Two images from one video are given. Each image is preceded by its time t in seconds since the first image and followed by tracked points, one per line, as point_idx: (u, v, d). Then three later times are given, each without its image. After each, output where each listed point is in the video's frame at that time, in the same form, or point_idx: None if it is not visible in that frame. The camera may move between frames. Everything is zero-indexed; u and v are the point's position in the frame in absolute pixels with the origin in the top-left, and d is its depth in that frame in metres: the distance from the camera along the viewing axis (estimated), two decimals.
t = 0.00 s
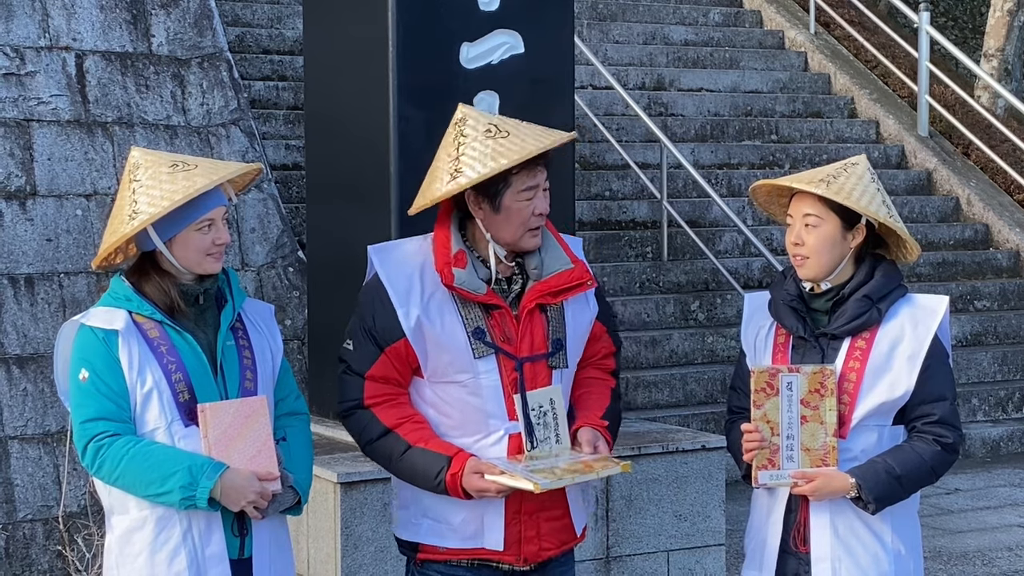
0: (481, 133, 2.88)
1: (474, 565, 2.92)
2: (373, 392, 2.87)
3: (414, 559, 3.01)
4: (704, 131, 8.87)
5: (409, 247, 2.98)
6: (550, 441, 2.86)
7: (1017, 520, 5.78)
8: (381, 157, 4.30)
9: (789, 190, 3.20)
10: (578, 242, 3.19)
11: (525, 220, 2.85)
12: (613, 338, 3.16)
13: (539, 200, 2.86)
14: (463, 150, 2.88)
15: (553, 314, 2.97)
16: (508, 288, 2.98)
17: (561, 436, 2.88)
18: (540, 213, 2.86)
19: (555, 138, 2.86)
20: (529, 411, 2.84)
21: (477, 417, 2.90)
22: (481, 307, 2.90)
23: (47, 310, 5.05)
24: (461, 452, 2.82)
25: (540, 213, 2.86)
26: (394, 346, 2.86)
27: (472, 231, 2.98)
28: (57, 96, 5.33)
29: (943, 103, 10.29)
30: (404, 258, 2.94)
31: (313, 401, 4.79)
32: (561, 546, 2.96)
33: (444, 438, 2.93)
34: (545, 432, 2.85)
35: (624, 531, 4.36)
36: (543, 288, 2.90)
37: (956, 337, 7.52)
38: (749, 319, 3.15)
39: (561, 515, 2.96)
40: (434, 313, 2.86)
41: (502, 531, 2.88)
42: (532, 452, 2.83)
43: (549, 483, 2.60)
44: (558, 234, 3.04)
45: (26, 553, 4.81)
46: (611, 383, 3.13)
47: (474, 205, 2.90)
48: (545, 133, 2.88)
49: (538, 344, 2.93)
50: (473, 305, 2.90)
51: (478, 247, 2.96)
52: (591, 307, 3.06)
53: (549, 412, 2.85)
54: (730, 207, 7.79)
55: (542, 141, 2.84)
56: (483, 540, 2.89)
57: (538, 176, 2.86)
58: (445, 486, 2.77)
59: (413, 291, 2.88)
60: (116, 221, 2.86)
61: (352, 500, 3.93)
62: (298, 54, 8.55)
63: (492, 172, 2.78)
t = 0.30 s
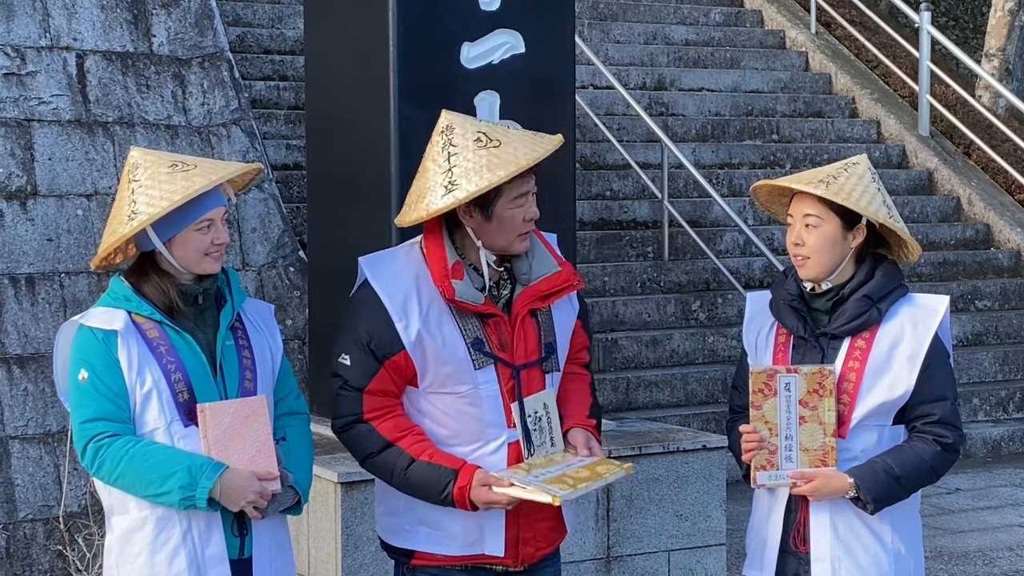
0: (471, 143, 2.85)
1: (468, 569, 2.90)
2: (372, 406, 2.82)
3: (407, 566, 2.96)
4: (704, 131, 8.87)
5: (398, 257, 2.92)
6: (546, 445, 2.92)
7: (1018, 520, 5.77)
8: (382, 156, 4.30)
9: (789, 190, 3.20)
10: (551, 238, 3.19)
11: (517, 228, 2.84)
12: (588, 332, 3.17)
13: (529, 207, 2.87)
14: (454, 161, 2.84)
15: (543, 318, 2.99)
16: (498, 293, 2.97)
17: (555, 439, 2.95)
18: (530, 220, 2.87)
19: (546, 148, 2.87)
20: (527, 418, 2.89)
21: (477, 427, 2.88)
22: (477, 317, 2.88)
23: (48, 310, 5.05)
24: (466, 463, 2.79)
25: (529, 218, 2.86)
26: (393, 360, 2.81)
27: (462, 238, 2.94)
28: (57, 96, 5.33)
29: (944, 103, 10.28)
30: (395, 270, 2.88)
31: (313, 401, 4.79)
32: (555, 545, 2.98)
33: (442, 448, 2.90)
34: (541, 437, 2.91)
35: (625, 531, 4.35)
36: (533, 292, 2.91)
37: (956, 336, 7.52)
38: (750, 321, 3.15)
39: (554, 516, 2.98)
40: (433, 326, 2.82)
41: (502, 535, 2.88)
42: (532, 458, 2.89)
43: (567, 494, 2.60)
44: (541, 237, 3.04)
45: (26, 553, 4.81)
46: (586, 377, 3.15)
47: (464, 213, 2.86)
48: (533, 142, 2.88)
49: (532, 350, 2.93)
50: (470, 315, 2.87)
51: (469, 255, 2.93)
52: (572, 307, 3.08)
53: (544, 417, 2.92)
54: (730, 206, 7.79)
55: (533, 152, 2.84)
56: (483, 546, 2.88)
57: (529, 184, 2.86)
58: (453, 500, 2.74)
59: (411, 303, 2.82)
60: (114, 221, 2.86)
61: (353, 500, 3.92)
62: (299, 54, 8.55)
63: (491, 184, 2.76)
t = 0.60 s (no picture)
0: (483, 139, 2.84)
1: (472, 567, 2.90)
2: (380, 402, 2.81)
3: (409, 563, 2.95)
4: (706, 130, 8.88)
5: (407, 253, 2.91)
6: (551, 443, 2.91)
7: (1020, 519, 5.77)
8: (384, 154, 4.30)
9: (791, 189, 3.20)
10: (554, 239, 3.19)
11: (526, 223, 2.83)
12: (589, 332, 3.16)
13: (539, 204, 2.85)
14: (465, 156, 2.83)
15: (549, 317, 2.99)
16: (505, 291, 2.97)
17: (561, 438, 2.94)
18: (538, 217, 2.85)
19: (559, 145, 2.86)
20: (533, 415, 2.89)
21: (485, 424, 2.87)
22: (486, 314, 2.88)
23: (49, 309, 5.05)
24: (474, 460, 2.79)
25: (538, 216, 2.85)
26: (402, 356, 2.80)
27: (470, 235, 2.92)
28: (59, 95, 5.34)
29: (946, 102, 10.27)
30: (404, 266, 2.87)
31: (315, 399, 4.79)
32: (557, 543, 2.98)
33: (449, 445, 2.89)
34: (547, 434, 2.91)
35: (627, 530, 4.35)
36: (540, 291, 2.92)
37: (958, 336, 7.52)
38: (753, 319, 3.15)
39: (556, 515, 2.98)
40: (443, 322, 2.82)
41: (506, 534, 2.88)
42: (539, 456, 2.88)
43: (579, 495, 2.60)
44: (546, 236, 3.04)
45: (28, 552, 4.80)
46: (587, 377, 3.15)
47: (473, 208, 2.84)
48: (545, 139, 2.87)
49: (539, 348, 2.93)
50: (479, 312, 2.87)
51: (478, 252, 2.92)
52: (578, 307, 3.08)
53: (550, 414, 2.91)
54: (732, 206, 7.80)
55: (545, 149, 2.82)
56: (487, 544, 2.87)
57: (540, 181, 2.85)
58: (463, 497, 2.74)
59: (421, 299, 2.82)
60: (115, 219, 2.86)
61: (354, 498, 3.92)
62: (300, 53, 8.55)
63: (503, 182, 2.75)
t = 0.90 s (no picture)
0: (518, 138, 2.86)
1: (489, 563, 2.91)
2: (396, 391, 2.84)
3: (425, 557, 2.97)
4: (707, 129, 8.88)
5: (431, 245, 2.94)
6: (569, 442, 2.89)
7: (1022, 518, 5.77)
8: (385, 153, 4.30)
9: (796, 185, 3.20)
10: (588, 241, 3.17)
11: (551, 225, 2.84)
12: (620, 335, 3.14)
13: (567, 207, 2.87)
14: (499, 153, 2.85)
15: (572, 316, 2.98)
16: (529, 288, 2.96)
17: (578, 437, 2.91)
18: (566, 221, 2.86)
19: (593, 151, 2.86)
20: (549, 413, 2.87)
21: (501, 418, 2.89)
22: (506, 309, 2.89)
23: (51, 308, 5.05)
24: (486, 453, 2.80)
25: (565, 220, 2.86)
26: (420, 346, 2.83)
27: (495, 230, 2.94)
28: (61, 94, 5.34)
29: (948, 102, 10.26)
30: (427, 258, 2.90)
31: (316, 398, 4.79)
32: (573, 545, 2.97)
33: (465, 437, 2.91)
34: (563, 433, 2.88)
35: (628, 529, 4.35)
36: (564, 289, 2.91)
37: (960, 335, 7.52)
38: (755, 318, 3.16)
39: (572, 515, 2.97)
40: (461, 314, 2.84)
41: (520, 531, 2.87)
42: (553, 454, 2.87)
43: (583, 491, 2.61)
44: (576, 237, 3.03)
45: (29, 552, 4.79)
46: (616, 382, 3.12)
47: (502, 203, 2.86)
48: (580, 145, 2.88)
49: (559, 346, 2.93)
50: (498, 306, 2.88)
51: (502, 247, 2.93)
52: (605, 309, 3.06)
53: (567, 413, 2.88)
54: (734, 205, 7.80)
55: (578, 155, 2.83)
56: (500, 540, 2.88)
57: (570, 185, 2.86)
58: (471, 489, 2.76)
59: (440, 290, 2.84)
60: (116, 217, 2.87)
61: (356, 498, 3.92)
62: (302, 53, 8.55)
63: (532, 181, 2.76)
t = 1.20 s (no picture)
0: (549, 141, 2.85)
1: (507, 561, 2.92)
2: (419, 385, 2.86)
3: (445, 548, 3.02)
4: (708, 128, 8.88)
5: (463, 241, 2.94)
6: (591, 445, 2.85)
7: None
8: (386, 152, 4.30)
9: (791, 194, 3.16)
10: (630, 243, 3.14)
11: (579, 227, 2.82)
12: (659, 339, 3.11)
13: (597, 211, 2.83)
14: (529, 156, 2.85)
15: (601, 319, 2.95)
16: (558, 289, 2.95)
17: (601, 440, 2.87)
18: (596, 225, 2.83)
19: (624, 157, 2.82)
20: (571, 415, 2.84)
21: (522, 417, 2.88)
22: (532, 308, 2.88)
23: (52, 307, 5.05)
24: (503, 450, 2.80)
25: (596, 223, 2.83)
26: (444, 341, 2.84)
27: (528, 231, 2.92)
28: (62, 93, 5.34)
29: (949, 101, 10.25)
30: (457, 254, 2.90)
31: (318, 397, 4.78)
32: (592, 547, 2.95)
33: (487, 434, 2.92)
34: (586, 436, 2.85)
35: (629, 529, 4.35)
36: (593, 292, 2.88)
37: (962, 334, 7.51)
38: (761, 316, 3.14)
39: (594, 517, 2.95)
40: (485, 313, 2.83)
41: (536, 531, 2.87)
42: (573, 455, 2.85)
43: (588, 494, 2.59)
44: (612, 240, 3.00)
45: (31, 551, 4.79)
46: (654, 387, 3.08)
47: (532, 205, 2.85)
48: (613, 151, 2.84)
49: (585, 348, 2.91)
50: (524, 306, 2.87)
51: (533, 247, 2.91)
52: (639, 312, 3.03)
53: (590, 416, 2.85)
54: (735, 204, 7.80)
55: (608, 160, 2.79)
56: (517, 537, 2.88)
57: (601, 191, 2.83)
58: (485, 485, 2.76)
59: (466, 287, 2.84)
60: (119, 217, 2.87)
61: (357, 497, 3.92)
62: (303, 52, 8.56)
63: (556, 184, 2.74)
